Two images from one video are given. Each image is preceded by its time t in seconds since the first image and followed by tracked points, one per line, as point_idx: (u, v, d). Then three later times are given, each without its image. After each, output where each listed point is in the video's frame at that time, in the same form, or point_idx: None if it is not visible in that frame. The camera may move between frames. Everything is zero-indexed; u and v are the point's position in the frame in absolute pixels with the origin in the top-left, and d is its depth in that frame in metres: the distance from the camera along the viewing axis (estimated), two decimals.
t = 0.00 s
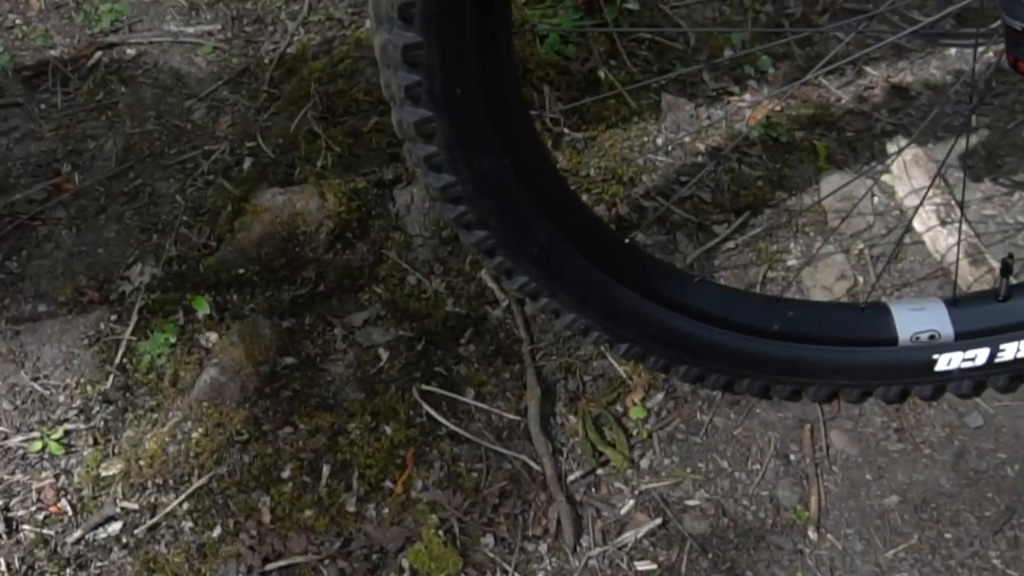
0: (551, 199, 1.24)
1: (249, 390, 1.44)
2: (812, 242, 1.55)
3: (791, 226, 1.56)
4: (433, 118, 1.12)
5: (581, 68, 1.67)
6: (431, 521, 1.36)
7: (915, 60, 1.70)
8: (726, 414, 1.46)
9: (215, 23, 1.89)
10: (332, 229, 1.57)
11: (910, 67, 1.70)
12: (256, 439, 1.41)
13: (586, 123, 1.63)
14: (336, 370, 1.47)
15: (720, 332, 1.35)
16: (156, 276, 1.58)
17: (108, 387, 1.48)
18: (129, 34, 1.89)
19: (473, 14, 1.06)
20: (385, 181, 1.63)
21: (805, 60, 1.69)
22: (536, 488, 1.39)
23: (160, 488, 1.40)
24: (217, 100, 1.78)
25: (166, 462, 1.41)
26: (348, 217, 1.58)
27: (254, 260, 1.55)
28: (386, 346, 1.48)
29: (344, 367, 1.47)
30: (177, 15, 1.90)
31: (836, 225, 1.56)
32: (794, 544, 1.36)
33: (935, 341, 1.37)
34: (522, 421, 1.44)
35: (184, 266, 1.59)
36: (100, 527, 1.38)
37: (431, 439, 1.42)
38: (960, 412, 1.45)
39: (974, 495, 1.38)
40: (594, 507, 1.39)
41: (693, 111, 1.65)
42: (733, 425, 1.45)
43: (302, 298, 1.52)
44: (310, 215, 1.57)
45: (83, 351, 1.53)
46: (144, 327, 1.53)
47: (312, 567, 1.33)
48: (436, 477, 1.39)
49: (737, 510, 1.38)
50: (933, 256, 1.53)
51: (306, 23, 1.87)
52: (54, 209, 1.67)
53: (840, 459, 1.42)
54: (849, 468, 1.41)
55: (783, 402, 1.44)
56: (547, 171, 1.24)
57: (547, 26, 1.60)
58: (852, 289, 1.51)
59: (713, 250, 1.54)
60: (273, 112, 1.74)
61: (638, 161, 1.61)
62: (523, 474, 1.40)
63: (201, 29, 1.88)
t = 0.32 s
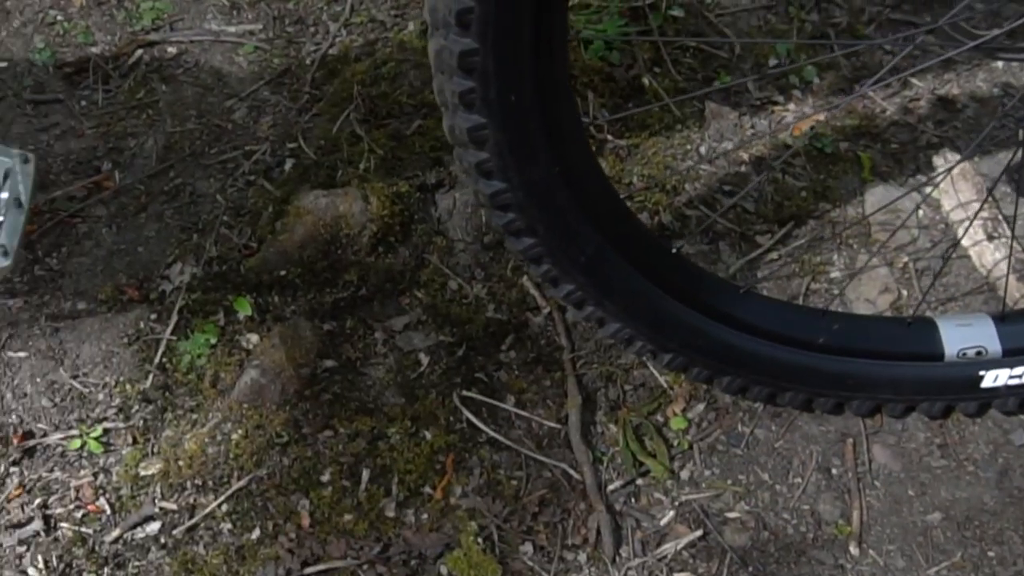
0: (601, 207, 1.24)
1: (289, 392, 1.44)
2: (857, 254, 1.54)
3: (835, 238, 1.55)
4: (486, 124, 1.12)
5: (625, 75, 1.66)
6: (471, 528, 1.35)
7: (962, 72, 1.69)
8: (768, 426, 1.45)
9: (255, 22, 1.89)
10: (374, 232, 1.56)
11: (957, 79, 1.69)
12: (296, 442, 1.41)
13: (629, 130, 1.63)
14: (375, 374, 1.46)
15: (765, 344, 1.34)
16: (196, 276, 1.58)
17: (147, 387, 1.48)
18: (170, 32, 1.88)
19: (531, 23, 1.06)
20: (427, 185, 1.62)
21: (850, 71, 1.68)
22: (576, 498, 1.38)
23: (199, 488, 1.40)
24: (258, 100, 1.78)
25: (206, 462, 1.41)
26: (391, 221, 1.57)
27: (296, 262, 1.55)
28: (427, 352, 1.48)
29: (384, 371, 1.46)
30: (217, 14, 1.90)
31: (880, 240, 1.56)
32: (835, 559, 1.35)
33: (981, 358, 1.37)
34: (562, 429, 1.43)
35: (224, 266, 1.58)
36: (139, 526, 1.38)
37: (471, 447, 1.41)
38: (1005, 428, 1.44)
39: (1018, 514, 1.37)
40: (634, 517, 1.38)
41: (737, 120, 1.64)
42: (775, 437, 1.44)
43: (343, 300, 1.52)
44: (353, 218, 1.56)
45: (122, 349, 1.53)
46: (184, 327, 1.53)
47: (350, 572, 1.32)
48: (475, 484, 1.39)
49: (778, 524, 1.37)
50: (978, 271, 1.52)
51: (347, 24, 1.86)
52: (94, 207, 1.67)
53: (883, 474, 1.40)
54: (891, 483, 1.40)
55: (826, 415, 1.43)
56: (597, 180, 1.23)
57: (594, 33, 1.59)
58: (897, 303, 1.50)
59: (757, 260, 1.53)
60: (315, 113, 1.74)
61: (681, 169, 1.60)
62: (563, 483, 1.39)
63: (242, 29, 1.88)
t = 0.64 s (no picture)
0: (643, 216, 1.23)
1: (324, 396, 1.43)
2: (895, 266, 1.53)
3: (873, 249, 1.53)
4: (532, 132, 1.12)
5: (663, 82, 1.66)
6: (504, 535, 1.34)
7: (1002, 85, 1.68)
8: (804, 438, 1.44)
9: (291, 23, 1.89)
10: (411, 237, 1.56)
11: (997, 92, 1.67)
12: (330, 446, 1.41)
13: (666, 138, 1.62)
14: (410, 379, 1.46)
15: (803, 355, 1.33)
16: (231, 277, 1.58)
17: (181, 388, 1.48)
18: (206, 31, 1.89)
19: (580, 30, 1.05)
20: (464, 190, 1.62)
21: (889, 81, 1.67)
22: (610, 507, 1.37)
23: (232, 490, 1.40)
24: (293, 102, 1.78)
25: (240, 465, 1.41)
26: (428, 226, 1.57)
27: (332, 265, 1.55)
28: (462, 357, 1.47)
29: (418, 376, 1.46)
30: (254, 15, 1.91)
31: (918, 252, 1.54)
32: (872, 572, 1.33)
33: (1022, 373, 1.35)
34: (597, 438, 1.42)
35: (260, 268, 1.58)
36: (172, 527, 1.38)
37: (505, 453, 1.41)
38: None
39: None
40: (668, 527, 1.37)
41: (775, 129, 1.64)
42: (811, 449, 1.43)
43: (378, 304, 1.51)
44: (390, 221, 1.56)
45: (156, 349, 1.53)
46: (218, 329, 1.53)
47: None
48: (509, 491, 1.38)
49: (814, 536, 1.36)
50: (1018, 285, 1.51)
51: (383, 26, 1.86)
52: (128, 206, 1.67)
53: (920, 488, 1.39)
54: (928, 498, 1.39)
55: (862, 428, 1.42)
56: (641, 189, 1.23)
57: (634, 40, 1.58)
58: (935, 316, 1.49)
59: (795, 271, 1.52)
60: (350, 115, 1.74)
61: (718, 178, 1.59)
62: (597, 492, 1.39)
63: (278, 30, 1.88)
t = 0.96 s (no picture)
0: (691, 226, 1.22)
1: (365, 401, 1.43)
2: (941, 280, 1.51)
3: (917, 263, 1.52)
4: (584, 141, 1.11)
5: (708, 91, 1.66)
6: (544, 545, 1.33)
7: None
8: (847, 452, 1.42)
9: (333, 25, 1.90)
10: (454, 243, 1.55)
11: None
12: (370, 451, 1.40)
13: (710, 148, 1.61)
14: (450, 385, 1.45)
15: (847, 369, 1.32)
16: (272, 279, 1.58)
17: (221, 390, 1.48)
18: (246, 33, 1.90)
19: (636, 39, 1.04)
20: (507, 197, 1.61)
21: (935, 94, 1.66)
22: (650, 518, 1.36)
23: (272, 494, 1.40)
24: (334, 104, 1.77)
25: (279, 468, 1.41)
26: (471, 232, 1.56)
27: (374, 270, 1.54)
28: (502, 365, 1.47)
29: (459, 382, 1.45)
30: (295, 16, 1.91)
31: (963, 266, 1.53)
32: None
33: None
34: (638, 449, 1.42)
35: (300, 270, 1.58)
36: (211, 530, 1.38)
37: (546, 462, 1.40)
38: None
39: None
40: (708, 539, 1.36)
41: (820, 140, 1.63)
42: (853, 464, 1.42)
43: (420, 310, 1.51)
44: (433, 227, 1.55)
45: (196, 351, 1.53)
46: (259, 332, 1.53)
47: None
48: (549, 500, 1.37)
49: (856, 552, 1.35)
50: None
51: (426, 30, 1.86)
52: (168, 207, 1.68)
53: (963, 506, 1.38)
54: (973, 516, 1.37)
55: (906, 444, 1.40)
56: (689, 198, 1.22)
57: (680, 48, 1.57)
58: (982, 331, 1.48)
59: (838, 284, 1.51)
60: (392, 119, 1.73)
61: (762, 189, 1.58)
62: (637, 503, 1.38)
63: (319, 32, 1.89)
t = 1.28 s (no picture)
0: (743, 239, 1.21)
1: (406, 407, 1.42)
2: (988, 296, 1.49)
3: (963, 279, 1.50)
4: (638, 151, 1.10)
5: (753, 102, 1.65)
6: (584, 556, 1.32)
7: None
8: (890, 469, 1.41)
9: (375, 29, 1.90)
10: (497, 250, 1.54)
11: None
12: (410, 458, 1.40)
13: (754, 158, 1.60)
14: (491, 394, 1.45)
15: (894, 385, 1.31)
16: (313, 283, 1.57)
17: (261, 393, 1.48)
18: (288, 35, 1.91)
19: (694, 53, 1.04)
20: (550, 205, 1.60)
21: (982, 107, 1.64)
22: (691, 530, 1.35)
23: (312, 498, 1.39)
24: (376, 108, 1.77)
25: (319, 473, 1.40)
26: (514, 240, 1.55)
27: (416, 275, 1.53)
28: (544, 373, 1.46)
29: (500, 390, 1.45)
30: (337, 19, 1.92)
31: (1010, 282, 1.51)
32: None
33: None
34: (680, 461, 1.41)
35: (341, 275, 1.58)
36: (250, 533, 1.38)
37: (587, 472, 1.39)
38: None
39: None
40: (750, 553, 1.35)
41: (864, 152, 1.62)
42: (897, 481, 1.40)
43: (462, 316, 1.51)
44: (476, 234, 1.54)
45: (236, 353, 1.53)
46: (300, 336, 1.53)
47: None
48: (590, 511, 1.36)
49: (899, 569, 1.33)
50: None
51: (468, 35, 1.85)
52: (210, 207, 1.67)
53: (1009, 525, 1.36)
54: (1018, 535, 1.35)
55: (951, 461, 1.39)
56: (742, 211, 1.21)
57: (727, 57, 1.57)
58: None
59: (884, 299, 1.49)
60: (434, 124, 1.73)
61: (806, 201, 1.57)
62: (679, 515, 1.36)
63: (361, 35, 1.89)
